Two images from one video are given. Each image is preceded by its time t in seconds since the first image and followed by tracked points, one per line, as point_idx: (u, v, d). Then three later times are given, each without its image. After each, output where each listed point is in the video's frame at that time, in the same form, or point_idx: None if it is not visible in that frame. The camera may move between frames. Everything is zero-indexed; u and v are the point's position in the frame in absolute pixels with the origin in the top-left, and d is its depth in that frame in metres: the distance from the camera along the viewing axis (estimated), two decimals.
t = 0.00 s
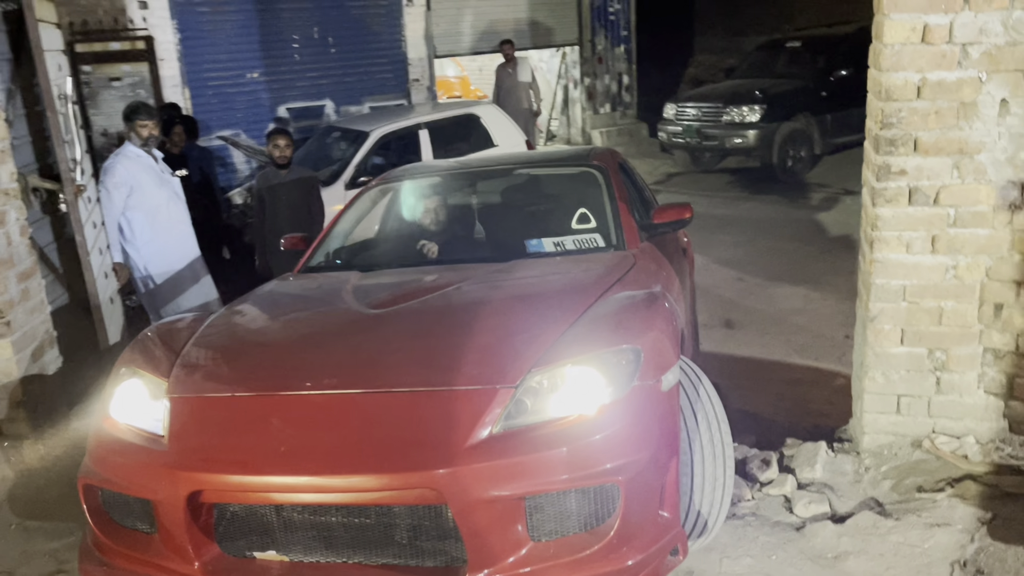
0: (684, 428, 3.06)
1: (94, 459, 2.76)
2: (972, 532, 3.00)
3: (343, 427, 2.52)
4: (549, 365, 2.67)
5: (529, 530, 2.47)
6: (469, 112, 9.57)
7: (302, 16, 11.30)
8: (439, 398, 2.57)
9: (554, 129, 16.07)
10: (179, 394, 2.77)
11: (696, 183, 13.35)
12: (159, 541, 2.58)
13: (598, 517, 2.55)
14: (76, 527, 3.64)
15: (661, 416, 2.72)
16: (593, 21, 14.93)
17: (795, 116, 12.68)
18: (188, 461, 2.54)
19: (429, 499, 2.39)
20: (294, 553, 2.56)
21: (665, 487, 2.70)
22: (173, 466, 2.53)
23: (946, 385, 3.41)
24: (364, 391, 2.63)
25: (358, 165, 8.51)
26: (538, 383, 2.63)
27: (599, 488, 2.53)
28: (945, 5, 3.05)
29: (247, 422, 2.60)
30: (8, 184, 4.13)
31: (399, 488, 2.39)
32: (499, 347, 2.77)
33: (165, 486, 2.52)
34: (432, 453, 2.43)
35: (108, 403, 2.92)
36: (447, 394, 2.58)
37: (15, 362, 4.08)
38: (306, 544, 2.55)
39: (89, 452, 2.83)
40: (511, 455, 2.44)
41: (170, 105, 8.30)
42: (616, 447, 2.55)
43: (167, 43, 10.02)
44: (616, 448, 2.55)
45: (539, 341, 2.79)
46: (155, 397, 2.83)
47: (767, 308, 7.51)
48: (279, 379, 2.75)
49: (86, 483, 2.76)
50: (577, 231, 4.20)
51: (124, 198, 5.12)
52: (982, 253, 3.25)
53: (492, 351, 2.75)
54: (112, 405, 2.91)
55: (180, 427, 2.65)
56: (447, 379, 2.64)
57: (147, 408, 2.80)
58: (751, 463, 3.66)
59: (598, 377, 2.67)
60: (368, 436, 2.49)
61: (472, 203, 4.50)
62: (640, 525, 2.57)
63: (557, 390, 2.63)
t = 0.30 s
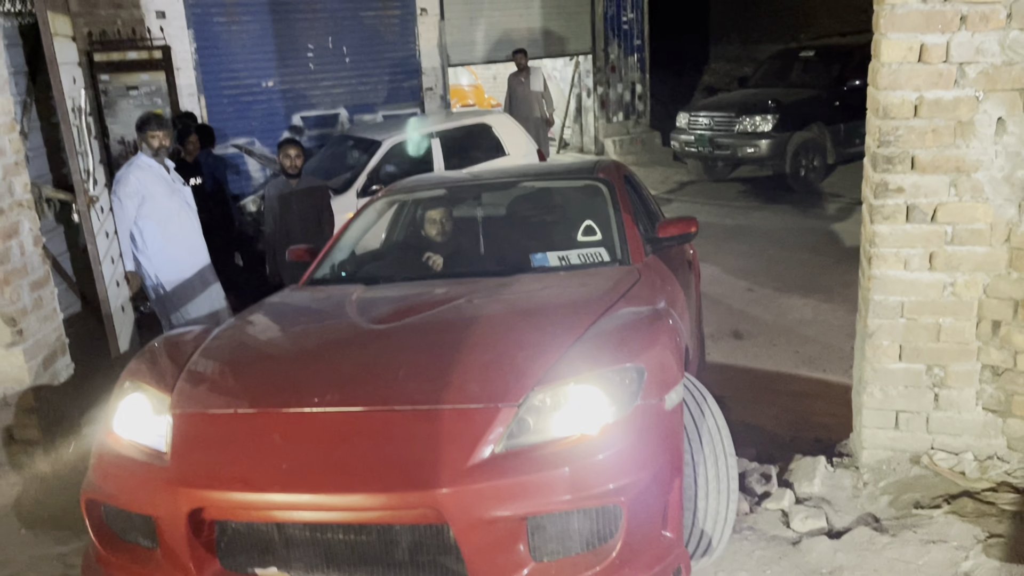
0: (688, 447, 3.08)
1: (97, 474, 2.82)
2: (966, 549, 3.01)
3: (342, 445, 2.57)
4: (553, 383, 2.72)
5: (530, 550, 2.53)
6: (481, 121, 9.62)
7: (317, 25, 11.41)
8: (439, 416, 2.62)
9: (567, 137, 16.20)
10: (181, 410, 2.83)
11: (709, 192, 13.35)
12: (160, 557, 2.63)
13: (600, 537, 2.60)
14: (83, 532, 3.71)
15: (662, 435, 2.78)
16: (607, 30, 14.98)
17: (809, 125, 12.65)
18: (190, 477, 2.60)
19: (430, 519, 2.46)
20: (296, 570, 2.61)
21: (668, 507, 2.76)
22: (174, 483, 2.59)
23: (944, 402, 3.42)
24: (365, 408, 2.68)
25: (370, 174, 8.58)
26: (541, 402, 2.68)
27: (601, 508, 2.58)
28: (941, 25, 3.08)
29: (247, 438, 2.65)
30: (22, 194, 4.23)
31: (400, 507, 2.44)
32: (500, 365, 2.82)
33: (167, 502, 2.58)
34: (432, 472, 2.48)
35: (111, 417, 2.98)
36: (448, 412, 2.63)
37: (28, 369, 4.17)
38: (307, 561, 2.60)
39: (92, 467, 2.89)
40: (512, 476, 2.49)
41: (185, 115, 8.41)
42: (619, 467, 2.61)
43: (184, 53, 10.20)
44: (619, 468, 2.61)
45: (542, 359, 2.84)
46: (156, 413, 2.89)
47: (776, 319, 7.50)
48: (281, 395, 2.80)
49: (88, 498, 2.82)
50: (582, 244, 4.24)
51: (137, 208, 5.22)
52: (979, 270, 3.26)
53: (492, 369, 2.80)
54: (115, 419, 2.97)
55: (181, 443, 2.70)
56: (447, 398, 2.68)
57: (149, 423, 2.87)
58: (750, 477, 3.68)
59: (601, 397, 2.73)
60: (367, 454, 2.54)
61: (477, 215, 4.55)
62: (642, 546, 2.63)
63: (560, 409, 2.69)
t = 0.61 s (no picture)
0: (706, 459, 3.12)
1: (118, 480, 2.89)
2: (977, 560, 3.01)
3: (362, 455, 2.64)
4: (571, 394, 2.80)
5: (547, 561, 2.60)
6: (501, 128, 9.69)
7: (340, 33, 11.54)
8: (458, 426, 2.69)
9: (588, 143, 16.25)
10: (202, 416, 2.90)
11: (729, 199, 13.33)
12: (179, 562, 2.70)
13: (617, 549, 2.67)
14: (105, 530, 3.79)
15: (679, 448, 2.85)
16: (628, 37, 15.01)
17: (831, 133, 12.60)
18: (209, 485, 2.66)
19: (448, 528, 2.53)
20: None
21: (685, 520, 2.82)
22: (195, 490, 2.66)
23: (957, 413, 3.43)
24: (384, 417, 2.76)
25: (391, 180, 8.67)
26: (560, 412, 2.76)
27: (619, 520, 2.66)
28: (955, 38, 3.09)
29: (267, 447, 2.72)
30: (52, 201, 4.34)
31: (418, 516, 2.51)
32: (517, 377, 2.90)
33: (187, 509, 2.65)
34: (450, 482, 2.55)
35: (133, 423, 3.05)
36: (466, 422, 2.71)
37: (55, 371, 4.26)
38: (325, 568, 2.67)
39: (113, 472, 2.96)
40: (529, 487, 2.56)
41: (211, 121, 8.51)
42: (637, 479, 2.68)
43: (210, 60, 10.36)
44: (637, 480, 2.68)
45: (560, 370, 2.93)
46: (178, 418, 2.96)
47: (794, 327, 7.50)
48: (301, 404, 2.88)
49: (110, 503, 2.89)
50: (599, 253, 4.29)
51: (161, 215, 5.35)
52: (992, 282, 3.27)
53: (510, 381, 2.87)
54: (136, 425, 3.05)
55: (202, 450, 2.77)
56: (465, 409, 2.75)
57: (171, 430, 2.94)
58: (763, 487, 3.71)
59: (619, 409, 2.80)
60: (387, 464, 2.61)
61: (494, 223, 4.60)
62: (658, 558, 2.69)
63: (578, 419, 2.76)
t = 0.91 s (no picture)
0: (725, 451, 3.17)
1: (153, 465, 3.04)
2: (982, 550, 3.07)
3: (388, 442, 2.77)
4: (592, 386, 2.92)
5: (568, 547, 2.69)
6: (528, 130, 9.81)
7: (370, 36, 11.75)
8: (483, 415, 2.82)
9: (614, 146, 16.33)
10: (235, 404, 3.05)
11: (756, 202, 13.33)
12: (211, 545, 2.85)
13: (637, 537, 2.77)
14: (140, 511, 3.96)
15: (698, 440, 2.93)
16: (655, 41, 15.08)
17: (858, 136, 12.56)
18: (241, 469, 2.80)
19: (474, 514, 2.63)
20: (340, 561, 2.79)
21: (705, 510, 2.91)
22: (227, 474, 2.80)
23: (968, 408, 3.49)
24: (409, 407, 2.89)
25: (419, 181, 8.84)
26: (581, 403, 2.87)
27: (639, 508, 2.76)
28: (966, 39, 3.15)
29: (297, 434, 2.86)
30: (93, 196, 4.53)
31: (443, 501, 2.63)
32: (537, 370, 3.01)
33: (219, 492, 2.79)
34: (473, 468, 2.67)
35: (167, 410, 3.21)
36: (491, 412, 2.82)
37: (94, 358, 4.47)
38: (349, 552, 2.78)
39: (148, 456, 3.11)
40: (551, 474, 2.66)
41: (244, 123, 8.72)
42: (657, 469, 2.77)
43: (242, 63, 10.58)
44: (656, 469, 2.77)
45: (580, 363, 3.04)
46: (211, 405, 3.12)
47: (816, 328, 7.53)
48: (330, 393, 3.01)
49: (145, 487, 3.04)
50: (620, 251, 4.39)
51: (196, 211, 5.54)
52: (1003, 279, 3.33)
53: (530, 374, 2.99)
54: (170, 412, 3.20)
55: (234, 436, 2.92)
56: (488, 400, 2.87)
57: (204, 416, 3.10)
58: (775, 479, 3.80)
59: (640, 399, 2.92)
60: (412, 450, 2.73)
61: (516, 221, 4.73)
62: (676, 547, 2.78)
63: (599, 409, 2.87)
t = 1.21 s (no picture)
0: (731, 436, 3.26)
1: (178, 445, 3.21)
2: (971, 528, 3.17)
3: (402, 423, 2.91)
4: (602, 371, 3.07)
5: (578, 528, 2.86)
6: (549, 124, 9.93)
7: (396, 31, 11.92)
8: (495, 399, 2.96)
9: (637, 140, 16.43)
10: (254, 387, 3.19)
11: (778, 197, 13.35)
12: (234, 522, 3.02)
13: (645, 519, 2.93)
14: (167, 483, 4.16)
15: (706, 427, 3.06)
16: (679, 36, 15.14)
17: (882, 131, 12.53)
18: (262, 449, 2.96)
19: (485, 494, 2.79)
20: (358, 540, 2.98)
21: (713, 494, 3.05)
22: (249, 454, 2.95)
23: (963, 393, 3.58)
24: (424, 390, 3.03)
25: (441, 174, 9.02)
26: (591, 388, 3.02)
27: (648, 490, 2.91)
28: (962, 33, 3.23)
29: (315, 415, 3.00)
30: (124, 184, 4.73)
31: (458, 481, 2.79)
32: (547, 356, 3.15)
33: (242, 471, 2.95)
34: (485, 450, 2.82)
35: (189, 394, 3.36)
36: (503, 396, 2.96)
37: (125, 339, 4.66)
38: (367, 530, 2.97)
39: (172, 435, 3.27)
40: (560, 457, 2.81)
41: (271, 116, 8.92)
42: (666, 453, 2.91)
43: (270, 57, 10.83)
44: (662, 453, 2.91)
45: (591, 350, 3.18)
46: (231, 388, 3.27)
47: (832, 321, 7.60)
48: (349, 376, 3.16)
49: (169, 466, 3.21)
50: (632, 242, 4.46)
51: (223, 200, 5.73)
52: (997, 267, 3.41)
53: (540, 360, 3.12)
54: (192, 394, 3.35)
55: (254, 416, 3.07)
56: (500, 385, 3.01)
57: (224, 398, 3.25)
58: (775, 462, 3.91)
59: (649, 384, 3.06)
60: (426, 432, 2.88)
61: (531, 211, 4.85)
62: (682, 528, 2.93)
63: (609, 394, 3.02)
